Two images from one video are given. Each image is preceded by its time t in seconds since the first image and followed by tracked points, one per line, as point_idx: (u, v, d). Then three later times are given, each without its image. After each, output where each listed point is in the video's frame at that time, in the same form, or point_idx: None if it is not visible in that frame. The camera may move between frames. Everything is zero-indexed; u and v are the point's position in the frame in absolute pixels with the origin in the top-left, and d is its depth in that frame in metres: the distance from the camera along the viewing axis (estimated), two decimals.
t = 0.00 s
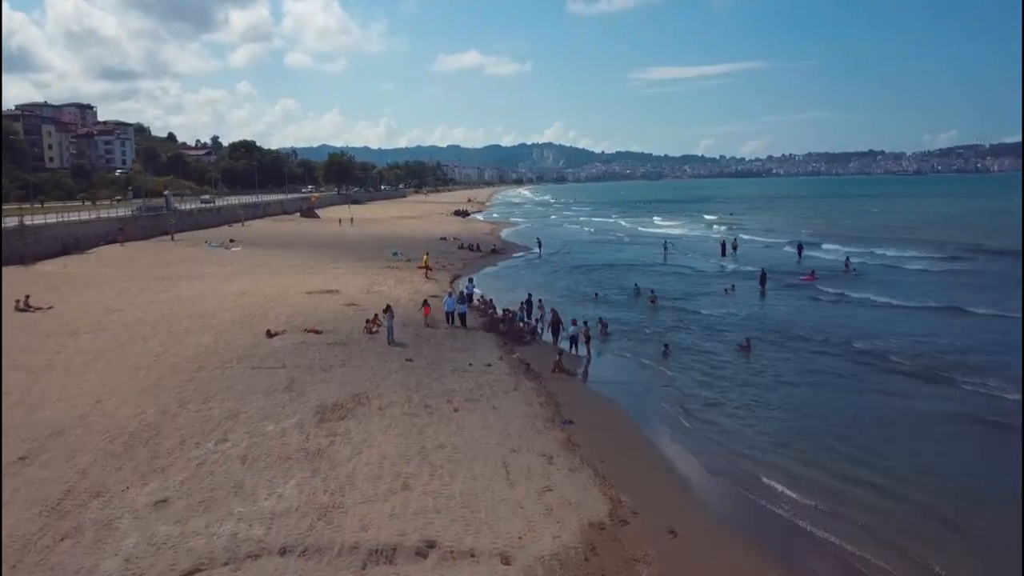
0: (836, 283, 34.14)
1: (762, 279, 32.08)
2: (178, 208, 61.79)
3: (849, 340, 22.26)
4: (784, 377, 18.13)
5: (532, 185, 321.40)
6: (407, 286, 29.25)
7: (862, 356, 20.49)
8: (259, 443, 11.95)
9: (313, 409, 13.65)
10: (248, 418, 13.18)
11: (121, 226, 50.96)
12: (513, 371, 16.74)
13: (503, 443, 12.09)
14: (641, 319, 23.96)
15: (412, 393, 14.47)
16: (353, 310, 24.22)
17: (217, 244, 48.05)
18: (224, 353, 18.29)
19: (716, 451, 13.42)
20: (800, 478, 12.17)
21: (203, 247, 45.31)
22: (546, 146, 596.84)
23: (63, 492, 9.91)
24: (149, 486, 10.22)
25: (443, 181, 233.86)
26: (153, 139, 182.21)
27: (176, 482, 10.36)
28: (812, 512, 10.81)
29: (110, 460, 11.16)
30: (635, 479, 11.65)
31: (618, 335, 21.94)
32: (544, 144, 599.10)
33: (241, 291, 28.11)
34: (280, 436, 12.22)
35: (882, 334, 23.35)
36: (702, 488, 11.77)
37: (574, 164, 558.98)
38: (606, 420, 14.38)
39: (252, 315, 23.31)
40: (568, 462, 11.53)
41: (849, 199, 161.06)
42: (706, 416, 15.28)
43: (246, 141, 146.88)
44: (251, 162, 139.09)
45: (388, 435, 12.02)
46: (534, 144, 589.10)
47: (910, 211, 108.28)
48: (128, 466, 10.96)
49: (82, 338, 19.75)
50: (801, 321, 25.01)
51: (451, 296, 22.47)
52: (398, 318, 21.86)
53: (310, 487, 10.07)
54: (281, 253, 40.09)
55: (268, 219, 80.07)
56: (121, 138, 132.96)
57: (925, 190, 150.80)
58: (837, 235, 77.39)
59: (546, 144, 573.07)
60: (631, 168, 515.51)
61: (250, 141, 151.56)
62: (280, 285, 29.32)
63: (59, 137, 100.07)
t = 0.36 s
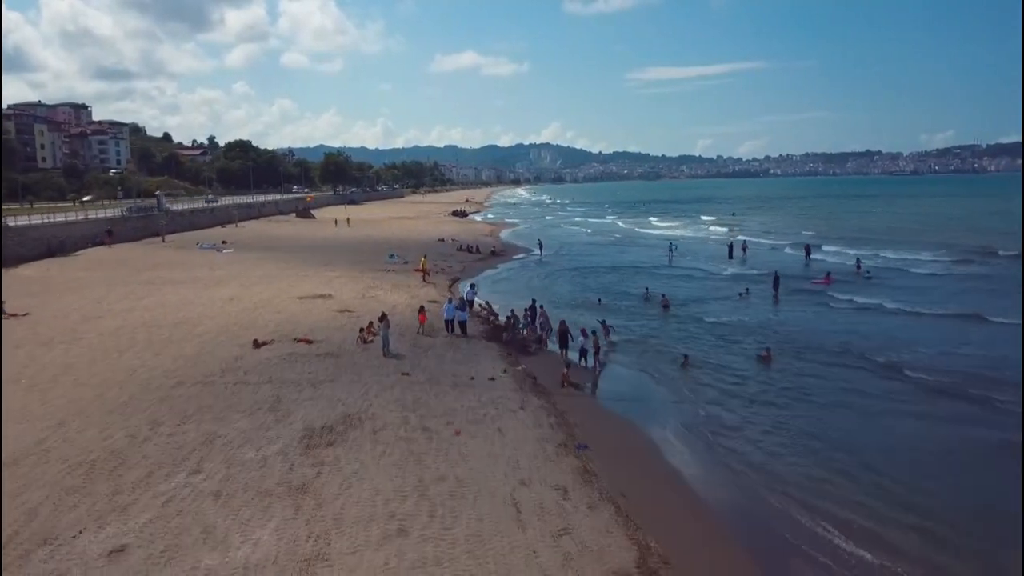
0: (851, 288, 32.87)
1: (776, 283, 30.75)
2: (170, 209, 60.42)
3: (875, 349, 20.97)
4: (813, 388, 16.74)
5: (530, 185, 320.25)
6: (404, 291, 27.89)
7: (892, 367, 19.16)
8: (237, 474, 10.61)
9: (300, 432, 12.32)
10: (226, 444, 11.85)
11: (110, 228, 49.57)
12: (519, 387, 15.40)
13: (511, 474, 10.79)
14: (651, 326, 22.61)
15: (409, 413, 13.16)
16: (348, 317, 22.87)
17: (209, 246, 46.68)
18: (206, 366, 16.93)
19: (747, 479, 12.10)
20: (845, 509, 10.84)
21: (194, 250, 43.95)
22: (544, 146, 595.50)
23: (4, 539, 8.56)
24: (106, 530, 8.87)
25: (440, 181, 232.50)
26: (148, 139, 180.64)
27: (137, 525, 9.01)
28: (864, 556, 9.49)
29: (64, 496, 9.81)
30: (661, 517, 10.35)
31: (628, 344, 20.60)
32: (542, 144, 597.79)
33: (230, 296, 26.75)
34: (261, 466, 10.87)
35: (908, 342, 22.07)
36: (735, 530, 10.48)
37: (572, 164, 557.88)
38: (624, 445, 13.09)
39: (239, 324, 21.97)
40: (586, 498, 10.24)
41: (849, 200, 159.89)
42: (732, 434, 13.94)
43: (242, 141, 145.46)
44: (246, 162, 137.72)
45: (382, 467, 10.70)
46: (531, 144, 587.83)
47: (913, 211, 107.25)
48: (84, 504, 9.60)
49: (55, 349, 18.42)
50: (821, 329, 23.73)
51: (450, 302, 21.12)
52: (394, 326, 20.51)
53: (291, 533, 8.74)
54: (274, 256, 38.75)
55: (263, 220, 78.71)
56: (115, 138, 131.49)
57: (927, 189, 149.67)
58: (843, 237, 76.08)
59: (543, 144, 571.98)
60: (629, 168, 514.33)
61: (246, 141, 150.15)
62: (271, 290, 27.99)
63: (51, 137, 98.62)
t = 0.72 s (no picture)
0: (866, 292, 31.67)
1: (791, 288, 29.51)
2: (162, 210, 59.11)
3: (902, 358, 19.75)
4: (844, 404, 15.51)
5: (529, 185, 319.08)
6: (402, 296, 26.64)
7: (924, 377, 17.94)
8: (210, 512, 9.33)
9: (284, 459, 11.03)
10: (200, 472, 10.56)
11: (99, 228, 48.24)
12: (526, 405, 14.11)
13: (522, 511, 9.52)
14: (663, 334, 21.37)
15: (406, 436, 11.88)
16: (342, 323, 21.60)
17: (201, 248, 45.40)
18: (186, 379, 15.66)
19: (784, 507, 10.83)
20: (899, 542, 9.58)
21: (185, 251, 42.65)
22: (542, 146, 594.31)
23: None
24: None
25: (438, 181, 231.31)
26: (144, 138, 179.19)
27: None
28: None
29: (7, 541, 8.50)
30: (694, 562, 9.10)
31: (640, 354, 19.35)
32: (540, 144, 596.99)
33: (219, 301, 25.48)
34: (239, 501, 9.59)
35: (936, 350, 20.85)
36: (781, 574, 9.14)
37: (570, 164, 556.86)
38: (644, 472, 11.83)
39: (226, 331, 20.69)
40: (608, 541, 8.98)
41: (850, 201, 158.95)
42: (762, 454, 12.69)
43: (238, 141, 144.17)
44: (243, 162, 136.49)
45: (375, 504, 9.43)
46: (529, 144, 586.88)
47: (917, 212, 106.23)
48: (29, 551, 8.30)
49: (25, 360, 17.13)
50: (842, 337, 22.52)
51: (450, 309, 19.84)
52: (391, 334, 19.24)
53: None
54: (267, 258, 37.48)
55: (259, 220, 77.41)
56: (110, 138, 130.14)
57: (929, 190, 148.72)
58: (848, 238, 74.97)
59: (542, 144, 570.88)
60: (628, 168, 513.56)
61: (242, 141, 148.83)
62: (262, 294, 26.70)
63: (45, 136, 97.28)
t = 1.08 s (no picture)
0: (885, 296, 30.44)
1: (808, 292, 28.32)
2: (154, 210, 57.68)
3: (936, 369, 18.48)
4: (883, 425, 14.21)
5: (528, 185, 317.63)
6: (401, 301, 25.29)
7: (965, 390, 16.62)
8: (173, 564, 7.96)
9: (263, 494, 9.67)
10: (166, 512, 9.19)
11: (88, 229, 46.82)
12: (536, 427, 12.75)
13: (538, 564, 8.17)
14: (679, 344, 20.03)
15: (402, 468, 10.52)
16: (335, 332, 20.24)
17: (193, 250, 44.01)
18: (163, 397, 14.30)
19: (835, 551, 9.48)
20: None
21: (175, 253, 41.26)
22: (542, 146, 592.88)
23: None
24: None
25: (437, 181, 230.10)
26: (140, 138, 177.71)
27: None
28: None
29: None
30: None
31: (656, 366, 18.02)
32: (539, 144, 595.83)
33: (207, 307, 24.11)
34: (207, 550, 8.22)
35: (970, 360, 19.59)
36: None
37: (570, 164, 555.53)
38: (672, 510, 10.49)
39: (212, 341, 19.33)
40: None
41: (853, 201, 157.66)
42: (800, 488, 11.37)
43: (235, 140, 142.73)
44: (240, 161, 135.01)
45: (366, 557, 8.07)
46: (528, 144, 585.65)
47: (922, 211, 104.94)
48: None
49: None
50: (867, 347, 21.25)
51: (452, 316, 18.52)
52: (388, 345, 17.90)
53: None
54: (260, 262, 36.11)
55: (254, 220, 75.98)
56: (107, 137, 128.71)
57: (933, 189, 147.43)
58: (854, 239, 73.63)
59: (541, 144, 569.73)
60: (627, 168, 512.23)
61: (239, 140, 147.39)
62: (252, 300, 25.35)
63: (39, 135, 95.80)
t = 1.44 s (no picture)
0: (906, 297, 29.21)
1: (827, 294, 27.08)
2: (148, 210, 56.34)
3: (975, 379, 17.21)
4: (930, 448, 12.92)
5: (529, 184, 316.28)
6: (400, 307, 23.97)
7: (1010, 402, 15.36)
8: None
9: (238, 543, 8.34)
10: (122, 567, 7.85)
11: (79, 230, 45.47)
12: (550, 455, 11.41)
13: None
14: (697, 356, 18.73)
15: (399, 509, 9.19)
16: (329, 341, 18.91)
17: (186, 251, 42.71)
18: (135, 417, 12.96)
19: None
20: None
21: (167, 255, 39.93)
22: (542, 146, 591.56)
23: None
24: None
25: (437, 180, 228.84)
26: (138, 138, 176.35)
27: None
28: None
29: None
30: None
31: (675, 381, 16.71)
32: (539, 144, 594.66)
33: (194, 314, 22.76)
34: None
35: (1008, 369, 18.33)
36: None
37: (570, 164, 554.28)
38: (708, 558, 9.18)
39: (196, 352, 17.99)
40: None
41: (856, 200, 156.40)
42: (849, 528, 10.07)
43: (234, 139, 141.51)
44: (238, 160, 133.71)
45: None
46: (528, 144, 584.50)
47: (928, 209, 103.75)
48: None
49: None
50: (896, 355, 19.97)
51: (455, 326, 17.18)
52: (385, 357, 16.56)
53: None
54: (254, 264, 34.79)
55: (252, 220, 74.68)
56: (104, 136, 127.38)
57: (938, 187, 146.14)
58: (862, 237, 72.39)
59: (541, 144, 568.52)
60: (628, 167, 510.99)
61: (238, 139, 146.10)
62: (243, 306, 24.02)
63: (34, 134, 94.44)
